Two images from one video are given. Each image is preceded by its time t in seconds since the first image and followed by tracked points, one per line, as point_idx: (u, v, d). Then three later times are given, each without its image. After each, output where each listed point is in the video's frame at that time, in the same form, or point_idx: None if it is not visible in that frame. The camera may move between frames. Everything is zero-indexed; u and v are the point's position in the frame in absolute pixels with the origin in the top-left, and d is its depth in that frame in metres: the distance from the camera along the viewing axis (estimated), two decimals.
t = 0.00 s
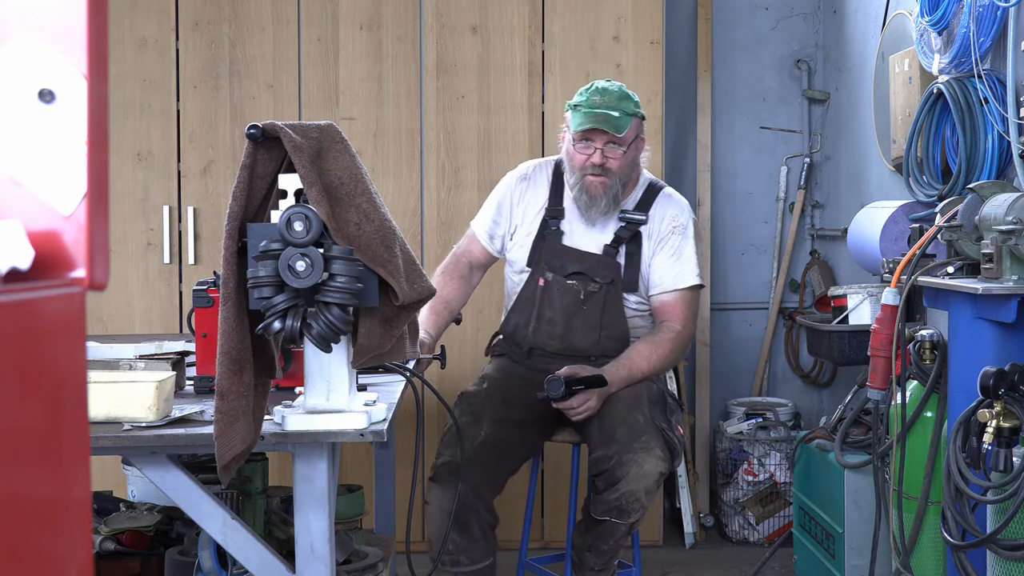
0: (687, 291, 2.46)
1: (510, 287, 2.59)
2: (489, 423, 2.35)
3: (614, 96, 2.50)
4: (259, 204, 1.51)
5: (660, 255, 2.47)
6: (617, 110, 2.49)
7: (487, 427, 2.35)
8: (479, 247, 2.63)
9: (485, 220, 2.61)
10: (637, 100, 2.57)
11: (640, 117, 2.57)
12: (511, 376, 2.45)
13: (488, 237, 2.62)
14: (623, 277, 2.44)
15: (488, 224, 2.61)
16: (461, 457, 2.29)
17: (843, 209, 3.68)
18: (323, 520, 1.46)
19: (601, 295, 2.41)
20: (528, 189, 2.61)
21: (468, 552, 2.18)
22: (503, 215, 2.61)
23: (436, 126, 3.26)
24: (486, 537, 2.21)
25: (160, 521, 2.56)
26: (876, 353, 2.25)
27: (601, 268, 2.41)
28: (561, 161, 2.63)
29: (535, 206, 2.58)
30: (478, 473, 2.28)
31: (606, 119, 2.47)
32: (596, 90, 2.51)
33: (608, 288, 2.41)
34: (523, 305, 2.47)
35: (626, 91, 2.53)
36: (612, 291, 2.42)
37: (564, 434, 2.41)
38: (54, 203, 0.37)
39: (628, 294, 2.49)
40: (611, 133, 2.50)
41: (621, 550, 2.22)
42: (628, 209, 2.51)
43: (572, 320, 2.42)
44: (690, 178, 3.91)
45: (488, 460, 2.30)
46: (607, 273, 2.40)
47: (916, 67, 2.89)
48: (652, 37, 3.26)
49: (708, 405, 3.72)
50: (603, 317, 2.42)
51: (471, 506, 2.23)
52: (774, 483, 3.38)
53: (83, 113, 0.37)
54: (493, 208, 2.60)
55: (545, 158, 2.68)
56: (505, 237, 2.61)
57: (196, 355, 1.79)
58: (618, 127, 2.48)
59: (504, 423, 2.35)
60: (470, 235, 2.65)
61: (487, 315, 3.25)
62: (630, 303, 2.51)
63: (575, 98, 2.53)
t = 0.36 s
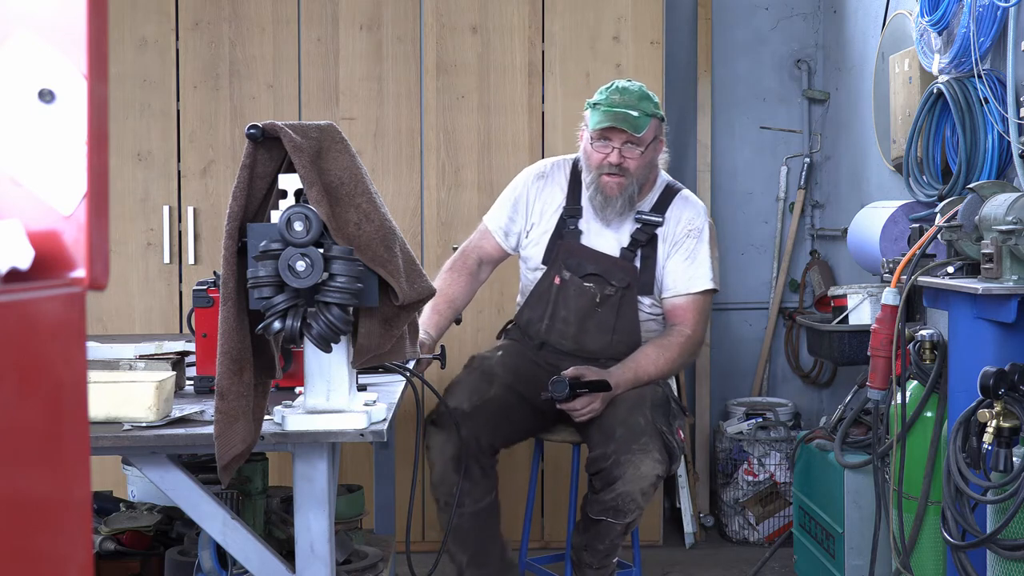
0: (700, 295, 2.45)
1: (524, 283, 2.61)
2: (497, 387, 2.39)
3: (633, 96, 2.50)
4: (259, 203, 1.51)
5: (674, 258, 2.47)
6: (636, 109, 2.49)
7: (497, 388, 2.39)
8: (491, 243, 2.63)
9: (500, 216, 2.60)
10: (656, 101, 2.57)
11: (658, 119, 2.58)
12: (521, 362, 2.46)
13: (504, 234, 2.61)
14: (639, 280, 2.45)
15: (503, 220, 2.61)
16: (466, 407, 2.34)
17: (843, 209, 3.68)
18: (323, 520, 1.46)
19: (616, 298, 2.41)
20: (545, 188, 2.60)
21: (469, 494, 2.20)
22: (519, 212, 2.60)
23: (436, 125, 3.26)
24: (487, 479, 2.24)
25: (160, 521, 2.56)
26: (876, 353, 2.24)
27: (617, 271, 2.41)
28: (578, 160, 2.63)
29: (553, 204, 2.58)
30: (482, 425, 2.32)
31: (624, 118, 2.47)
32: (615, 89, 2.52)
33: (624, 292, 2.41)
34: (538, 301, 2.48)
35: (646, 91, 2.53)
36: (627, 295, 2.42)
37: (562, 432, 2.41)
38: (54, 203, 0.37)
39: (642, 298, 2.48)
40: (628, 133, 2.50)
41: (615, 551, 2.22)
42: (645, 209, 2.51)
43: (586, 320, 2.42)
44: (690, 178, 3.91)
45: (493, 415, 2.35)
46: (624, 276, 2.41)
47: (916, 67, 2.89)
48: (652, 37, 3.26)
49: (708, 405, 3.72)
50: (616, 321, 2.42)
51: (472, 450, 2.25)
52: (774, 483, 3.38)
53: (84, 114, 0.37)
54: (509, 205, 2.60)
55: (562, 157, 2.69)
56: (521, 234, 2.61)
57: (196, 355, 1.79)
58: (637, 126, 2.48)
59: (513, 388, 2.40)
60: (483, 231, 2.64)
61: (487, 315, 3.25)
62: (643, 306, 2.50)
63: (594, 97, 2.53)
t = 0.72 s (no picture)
0: (707, 296, 2.44)
1: (533, 283, 2.62)
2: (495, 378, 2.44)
3: (639, 96, 2.49)
4: (259, 203, 1.51)
5: (681, 258, 2.46)
6: (642, 110, 2.48)
7: (494, 378, 2.44)
8: (495, 241, 2.63)
9: (506, 216, 2.60)
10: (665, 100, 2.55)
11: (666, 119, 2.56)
12: (525, 360, 2.48)
13: (508, 233, 2.61)
14: (646, 282, 2.44)
15: (508, 220, 2.60)
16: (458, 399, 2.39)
17: (843, 209, 3.68)
18: (323, 520, 1.46)
19: (625, 301, 2.41)
20: (552, 189, 2.60)
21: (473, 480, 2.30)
22: (525, 212, 2.60)
23: (436, 125, 3.26)
24: (490, 462, 2.33)
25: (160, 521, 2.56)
26: (876, 353, 2.24)
27: (626, 273, 2.41)
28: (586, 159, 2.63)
29: (562, 204, 2.57)
30: (477, 416, 2.37)
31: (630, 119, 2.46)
32: (622, 89, 2.51)
33: (631, 296, 2.41)
34: (546, 300, 2.49)
35: (653, 91, 2.52)
36: (636, 298, 2.42)
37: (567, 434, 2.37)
38: (54, 203, 0.37)
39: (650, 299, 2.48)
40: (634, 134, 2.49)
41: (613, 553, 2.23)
42: (652, 210, 2.50)
43: (594, 324, 2.42)
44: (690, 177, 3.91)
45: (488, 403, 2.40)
46: (633, 278, 2.41)
47: (916, 67, 2.89)
48: (652, 37, 3.26)
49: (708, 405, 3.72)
50: (624, 323, 2.42)
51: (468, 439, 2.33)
52: (774, 483, 3.37)
53: (84, 114, 0.37)
54: (515, 205, 2.59)
55: (568, 158, 2.68)
56: (526, 234, 2.60)
57: (196, 355, 1.79)
58: (642, 127, 2.46)
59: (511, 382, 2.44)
60: (487, 229, 2.63)
61: (487, 315, 3.25)
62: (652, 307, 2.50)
63: (601, 97, 2.52)
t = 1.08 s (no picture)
0: (708, 292, 2.44)
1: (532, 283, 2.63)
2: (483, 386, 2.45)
3: (625, 98, 2.49)
4: (259, 204, 1.51)
5: (681, 255, 2.46)
6: (627, 111, 2.47)
7: (481, 387, 2.44)
8: (491, 241, 2.64)
9: (501, 216, 2.61)
10: (653, 99, 2.54)
11: (656, 117, 2.55)
12: (522, 364, 2.50)
13: (503, 233, 2.62)
14: (646, 279, 2.43)
15: (504, 220, 2.62)
16: (441, 405, 2.39)
17: (843, 209, 3.68)
18: (323, 520, 1.46)
19: (623, 299, 2.40)
20: (549, 189, 2.60)
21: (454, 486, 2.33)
22: (521, 212, 2.61)
23: (436, 125, 3.26)
24: (471, 468, 2.35)
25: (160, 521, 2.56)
26: (876, 353, 2.24)
27: (623, 271, 2.40)
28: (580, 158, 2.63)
29: (558, 204, 2.57)
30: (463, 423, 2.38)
31: (615, 122, 2.46)
32: (608, 91, 2.51)
33: (630, 293, 2.40)
34: (544, 302, 2.49)
35: (639, 90, 2.52)
36: (634, 295, 2.41)
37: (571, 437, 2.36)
38: (55, 203, 0.37)
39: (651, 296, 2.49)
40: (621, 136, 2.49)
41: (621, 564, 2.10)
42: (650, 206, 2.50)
43: (593, 324, 2.41)
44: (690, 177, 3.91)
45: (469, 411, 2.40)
46: (630, 276, 2.40)
47: (916, 67, 2.89)
48: (652, 37, 3.26)
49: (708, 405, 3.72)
50: (623, 321, 2.40)
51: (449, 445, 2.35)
52: (774, 483, 3.37)
53: (84, 114, 0.37)
54: (511, 205, 2.60)
55: (566, 157, 2.68)
56: (522, 234, 2.61)
57: (196, 355, 1.79)
58: (627, 129, 2.46)
59: (499, 391, 2.44)
60: (483, 228, 2.65)
61: (487, 315, 3.25)
62: (652, 304, 2.50)
63: (588, 100, 2.53)
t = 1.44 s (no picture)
0: (701, 307, 2.35)
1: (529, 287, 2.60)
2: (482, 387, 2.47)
3: (614, 117, 2.33)
4: (259, 204, 1.51)
5: (673, 270, 2.37)
6: (616, 133, 2.32)
7: (479, 389, 2.47)
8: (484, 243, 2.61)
9: (493, 220, 2.57)
10: (646, 112, 2.38)
11: (649, 131, 2.40)
12: (519, 368, 2.49)
13: (495, 237, 2.58)
14: (637, 292, 2.38)
15: (496, 224, 2.57)
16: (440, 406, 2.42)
17: (843, 209, 3.68)
18: (323, 520, 1.46)
19: (615, 314, 2.37)
20: (541, 196, 2.53)
21: (455, 486, 2.36)
22: (513, 217, 2.55)
23: (435, 125, 3.26)
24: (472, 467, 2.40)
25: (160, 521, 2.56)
26: (876, 353, 2.24)
27: (611, 285, 2.36)
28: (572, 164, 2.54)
29: (551, 210, 2.51)
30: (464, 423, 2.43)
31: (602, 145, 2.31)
32: (597, 108, 2.35)
33: (622, 307, 2.37)
34: (537, 314, 2.47)
35: (630, 106, 2.35)
36: (626, 309, 2.37)
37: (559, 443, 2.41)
38: (55, 203, 0.37)
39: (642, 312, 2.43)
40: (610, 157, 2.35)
41: None
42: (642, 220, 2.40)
43: (586, 338, 2.41)
44: (690, 177, 3.91)
45: (468, 413, 2.43)
46: (621, 290, 2.35)
47: (916, 67, 2.89)
48: (652, 37, 3.26)
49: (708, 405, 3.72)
50: (616, 334, 2.39)
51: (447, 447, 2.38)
52: (774, 483, 3.37)
53: (84, 114, 0.37)
54: (503, 211, 2.55)
55: (558, 160, 2.59)
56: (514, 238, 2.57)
57: (196, 354, 1.79)
58: (615, 153, 2.31)
59: (499, 392, 2.47)
60: (475, 230, 2.61)
61: (487, 315, 3.25)
62: (647, 319, 2.44)
63: (577, 117, 2.37)
